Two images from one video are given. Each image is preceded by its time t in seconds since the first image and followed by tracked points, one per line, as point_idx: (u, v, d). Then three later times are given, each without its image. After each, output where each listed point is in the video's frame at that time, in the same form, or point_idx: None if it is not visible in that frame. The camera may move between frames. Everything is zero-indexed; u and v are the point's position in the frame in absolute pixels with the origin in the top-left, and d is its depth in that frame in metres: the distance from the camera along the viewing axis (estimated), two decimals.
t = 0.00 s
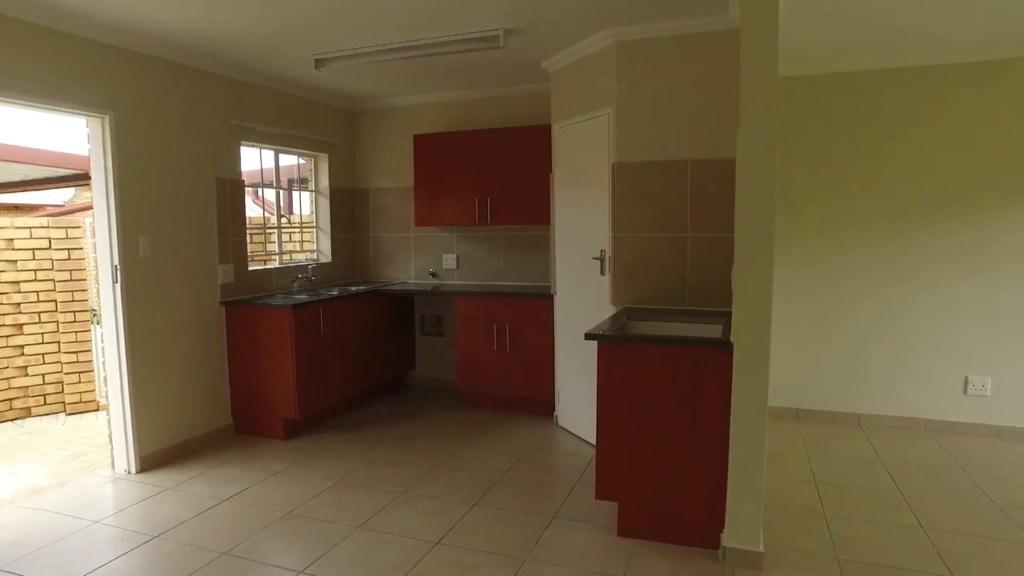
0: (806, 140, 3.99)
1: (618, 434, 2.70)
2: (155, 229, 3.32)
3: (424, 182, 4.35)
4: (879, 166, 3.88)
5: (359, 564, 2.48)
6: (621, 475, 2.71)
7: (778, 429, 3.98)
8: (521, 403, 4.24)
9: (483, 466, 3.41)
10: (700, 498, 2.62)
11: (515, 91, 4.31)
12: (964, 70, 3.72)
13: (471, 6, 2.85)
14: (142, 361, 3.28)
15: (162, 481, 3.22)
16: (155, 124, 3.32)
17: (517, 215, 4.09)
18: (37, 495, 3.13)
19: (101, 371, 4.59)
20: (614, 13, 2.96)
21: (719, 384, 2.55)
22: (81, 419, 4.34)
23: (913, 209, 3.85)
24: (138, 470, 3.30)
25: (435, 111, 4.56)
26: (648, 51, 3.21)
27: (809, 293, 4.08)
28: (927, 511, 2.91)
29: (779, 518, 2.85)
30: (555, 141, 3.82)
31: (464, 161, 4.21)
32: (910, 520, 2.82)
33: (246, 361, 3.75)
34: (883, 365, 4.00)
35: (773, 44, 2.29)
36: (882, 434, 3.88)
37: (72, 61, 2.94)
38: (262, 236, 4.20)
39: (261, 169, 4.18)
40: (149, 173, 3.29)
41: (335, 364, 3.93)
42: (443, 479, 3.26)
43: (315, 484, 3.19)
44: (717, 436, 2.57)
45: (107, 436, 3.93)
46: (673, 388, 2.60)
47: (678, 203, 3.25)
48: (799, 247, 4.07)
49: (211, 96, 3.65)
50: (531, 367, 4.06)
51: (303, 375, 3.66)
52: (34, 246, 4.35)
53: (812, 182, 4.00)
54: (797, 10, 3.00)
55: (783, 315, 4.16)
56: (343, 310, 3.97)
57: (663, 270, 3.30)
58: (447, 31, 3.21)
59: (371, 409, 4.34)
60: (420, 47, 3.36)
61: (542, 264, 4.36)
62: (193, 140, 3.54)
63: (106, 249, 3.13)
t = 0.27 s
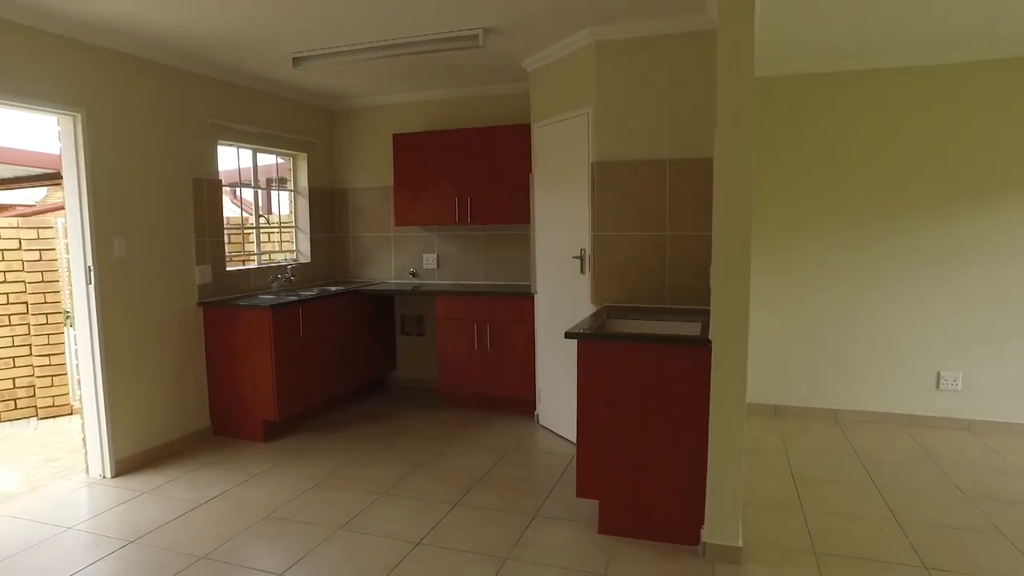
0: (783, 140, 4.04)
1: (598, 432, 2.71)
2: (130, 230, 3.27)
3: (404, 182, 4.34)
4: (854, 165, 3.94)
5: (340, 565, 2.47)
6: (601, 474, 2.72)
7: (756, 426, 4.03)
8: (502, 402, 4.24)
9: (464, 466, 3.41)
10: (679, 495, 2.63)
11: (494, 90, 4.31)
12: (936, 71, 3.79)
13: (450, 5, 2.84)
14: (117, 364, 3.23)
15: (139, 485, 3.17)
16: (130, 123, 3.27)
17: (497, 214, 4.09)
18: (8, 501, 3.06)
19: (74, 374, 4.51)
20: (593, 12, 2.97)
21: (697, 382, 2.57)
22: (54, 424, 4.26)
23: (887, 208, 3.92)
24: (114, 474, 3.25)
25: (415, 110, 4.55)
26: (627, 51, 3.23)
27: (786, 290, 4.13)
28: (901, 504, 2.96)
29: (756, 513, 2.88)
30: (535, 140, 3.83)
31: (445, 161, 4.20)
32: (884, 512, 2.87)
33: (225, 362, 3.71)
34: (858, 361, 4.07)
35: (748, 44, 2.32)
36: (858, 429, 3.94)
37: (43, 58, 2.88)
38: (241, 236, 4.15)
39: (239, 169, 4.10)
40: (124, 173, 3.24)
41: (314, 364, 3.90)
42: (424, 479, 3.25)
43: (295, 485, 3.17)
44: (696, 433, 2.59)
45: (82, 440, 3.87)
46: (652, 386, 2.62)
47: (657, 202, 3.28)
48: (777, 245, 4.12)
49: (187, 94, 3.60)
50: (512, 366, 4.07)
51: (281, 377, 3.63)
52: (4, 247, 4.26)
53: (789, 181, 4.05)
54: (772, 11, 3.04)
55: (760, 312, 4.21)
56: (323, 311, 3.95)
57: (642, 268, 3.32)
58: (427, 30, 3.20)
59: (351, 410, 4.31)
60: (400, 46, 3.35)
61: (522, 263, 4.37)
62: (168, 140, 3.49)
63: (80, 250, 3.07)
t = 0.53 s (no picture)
0: (762, 139, 4.09)
1: (580, 431, 2.72)
2: (104, 230, 3.22)
3: (385, 181, 4.32)
4: (831, 164, 4.00)
5: (321, 567, 2.45)
6: (584, 472, 2.73)
7: (737, 422, 4.06)
8: (484, 402, 4.24)
9: (446, 465, 3.40)
10: (661, 492, 2.64)
11: (475, 89, 4.31)
12: (910, 72, 3.85)
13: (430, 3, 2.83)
14: (92, 366, 3.17)
15: (115, 490, 3.12)
16: (104, 122, 3.22)
17: (478, 213, 4.09)
18: None
19: (48, 377, 4.42)
20: (573, 12, 2.98)
21: (677, 379, 2.58)
22: (27, 428, 4.17)
23: (863, 206, 3.97)
24: (89, 479, 3.19)
25: (395, 109, 4.53)
26: (607, 51, 3.24)
27: (765, 288, 4.18)
28: (876, 497, 3.01)
29: (736, 508, 2.91)
30: (515, 140, 3.83)
31: (425, 160, 4.19)
32: (860, 506, 2.92)
33: (204, 364, 3.67)
34: (836, 357, 4.12)
35: (726, 44, 2.34)
36: (836, 425, 4.00)
37: (13, 55, 2.82)
38: (219, 236, 4.10)
39: (217, 168, 4.05)
40: (98, 172, 3.19)
41: (294, 365, 3.87)
42: (406, 479, 3.24)
43: (276, 487, 3.14)
44: (676, 430, 2.60)
45: (55, 445, 3.79)
46: (633, 384, 2.63)
47: (637, 201, 3.29)
48: (756, 243, 4.16)
49: (163, 92, 3.55)
50: (494, 365, 4.07)
51: (261, 377, 3.60)
52: None
53: (768, 180, 4.10)
54: (750, 12, 3.07)
55: (740, 310, 4.25)
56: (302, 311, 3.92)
57: (622, 267, 3.34)
58: (407, 29, 3.19)
59: (332, 411, 4.28)
60: (380, 44, 3.33)
61: (504, 262, 4.37)
62: (144, 138, 3.44)
63: (52, 250, 3.01)
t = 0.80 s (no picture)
0: (741, 139, 4.12)
1: (561, 430, 2.72)
2: (77, 231, 3.16)
3: (365, 181, 4.31)
4: (809, 164, 4.04)
5: (301, 570, 2.43)
6: (565, 471, 2.73)
7: (717, 420, 4.10)
8: (465, 401, 4.24)
9: (428, 466, 3.39)
10: (642, 490, 2.66)
11: (455, 89, 4.30)
12: (885, 74, 3.91)
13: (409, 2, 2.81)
14: (65, 370, 3.11)
15: (90, 496, 3.06)
16: (76, 121, 3.16)
17: (459, 213, 4.09)
18: None
19: (19, 381, 4.32)
20: (553, 12, 2.98)
21: (657, 377, 2.59)
22: None
23: (840, 205, 4.03)
24: (62, 485, 3.12)
25: (375, 109, 4.51)
26: (587, 51, 3.25)
27: (744, 287, 4.22)
28: (852, 491, 3.06)
29: (715, 504, 2.93)
30: (495, 139, 3.84)
31: (406, 160, 4.18)
32: (836, 501, 2.96)
33: (181, 366, 3.62)
34: (813, 354, 4.18)
35: (704, 45, 2.35)
36: (813, 421, 4.05)
37: None
38: (197, 237, 4.03)
39: (194, 168, 3.98)
40: (70, 172, 3.12)
41: (273, 367, 3.83)
42: (387, 480, 3.23)
43: (255, 490, 3.11)
44: (656, 428, 2.61)
45: (27, 451, 3.71)
46: (613, 383, 2.64)
47: (617, 200, 3.31)
48: (735, 242, 4.20)
49: (137, 90, 3.49)
50: (475, 365, 4.07)
51: (240, 380, 3.56)
52: None
53: (747, 179, 4.13)
54: (727, 13, 3.10)
55: (720, 308, 4.29)
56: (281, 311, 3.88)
57: (603, 266, 3.35)
58: (386, 28, 3.17)
59: (313, 412, 4.25)
60: (359, 43, 3.30)
61: (485, 262, 4.37)
62: (118, 138, 3.38)
63: (23, 252, 2.95)
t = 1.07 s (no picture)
0: (721, 138, 4.15)
1: (544, 429, 2.71)
2: (50, 232, 3.09)
3: (347, 181, 4.29)
4: (788, 163, 4.09)
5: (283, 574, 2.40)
6: (548, 470, 2.73)
7: (698, 417, 4.13)
8: (448, 401, 4.23)
9: (411, 467, 3.37)
10: (625, 488, 2.66)
11: (436, 88, 4.29)
12: (861, 74, 3.97)
13: None
14: (38, 374, 3.04)
15: (65, 502, 2.99)
16: (48, 119, 3.09)
17: (440, 213, 4.10)
18: None
19: None
20: (534, 11, 2.98)
21: (639, 375, 2.60)
22: None
23: (819, 205, 4.08)
24: (35, 492, 3.05)
25: (355, 108, 4.48)
26: (568, 50, 3.25)
27: (725, 285, 4.25)
28: (832, 486, 3.10)
29: (697, 502, 2.95)
30: (477, 139, 3.84)
31: (387, 160, 4.17)
32: (816, 496, 2.99)
33: (158, 369, 3.56)
34: (793, 352, 4.22)
35: (684, 44, 2.36)
36: (793, 418, 4.10)
37: None
38: (175, 237, 3.97)
39: (171, 167, 3.92)
40: (42, 172, 3.05)
41: (253, 368, 3.79)
42: (370, 481, 3.20)
43: (236, 494, 3.06)
44: (638, 426, 2.62)
45: None
46: (595, 381, 2.64)
47: (599, 199, 3.31)
48: (716, 241, 4.23)
49: (112, 88, 3.42)
50: (457, 365, 4.07)
51: (219, 382, 3.51)
52: None
53: (727, 178, 4.17)
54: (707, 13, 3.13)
55: (701, 306, 4.31)
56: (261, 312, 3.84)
57: (585, 265, 3.36)
58: (367, 26, 3.14)
59: (293, 414, 4.21)
60: (339, 41, 3.27)
61: (466, 262, 4.37)
62: (92, 136, 3.31)
63: None
